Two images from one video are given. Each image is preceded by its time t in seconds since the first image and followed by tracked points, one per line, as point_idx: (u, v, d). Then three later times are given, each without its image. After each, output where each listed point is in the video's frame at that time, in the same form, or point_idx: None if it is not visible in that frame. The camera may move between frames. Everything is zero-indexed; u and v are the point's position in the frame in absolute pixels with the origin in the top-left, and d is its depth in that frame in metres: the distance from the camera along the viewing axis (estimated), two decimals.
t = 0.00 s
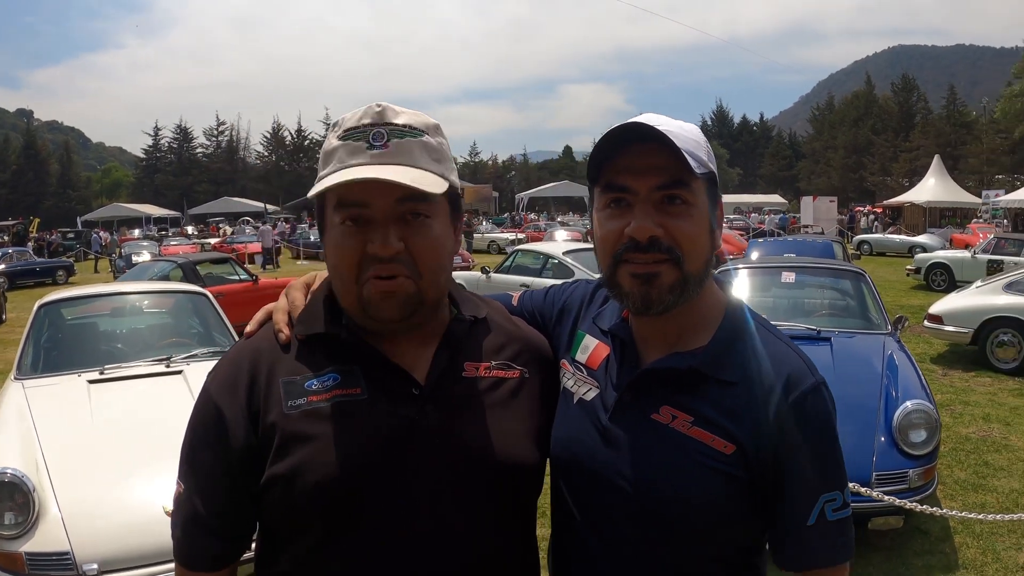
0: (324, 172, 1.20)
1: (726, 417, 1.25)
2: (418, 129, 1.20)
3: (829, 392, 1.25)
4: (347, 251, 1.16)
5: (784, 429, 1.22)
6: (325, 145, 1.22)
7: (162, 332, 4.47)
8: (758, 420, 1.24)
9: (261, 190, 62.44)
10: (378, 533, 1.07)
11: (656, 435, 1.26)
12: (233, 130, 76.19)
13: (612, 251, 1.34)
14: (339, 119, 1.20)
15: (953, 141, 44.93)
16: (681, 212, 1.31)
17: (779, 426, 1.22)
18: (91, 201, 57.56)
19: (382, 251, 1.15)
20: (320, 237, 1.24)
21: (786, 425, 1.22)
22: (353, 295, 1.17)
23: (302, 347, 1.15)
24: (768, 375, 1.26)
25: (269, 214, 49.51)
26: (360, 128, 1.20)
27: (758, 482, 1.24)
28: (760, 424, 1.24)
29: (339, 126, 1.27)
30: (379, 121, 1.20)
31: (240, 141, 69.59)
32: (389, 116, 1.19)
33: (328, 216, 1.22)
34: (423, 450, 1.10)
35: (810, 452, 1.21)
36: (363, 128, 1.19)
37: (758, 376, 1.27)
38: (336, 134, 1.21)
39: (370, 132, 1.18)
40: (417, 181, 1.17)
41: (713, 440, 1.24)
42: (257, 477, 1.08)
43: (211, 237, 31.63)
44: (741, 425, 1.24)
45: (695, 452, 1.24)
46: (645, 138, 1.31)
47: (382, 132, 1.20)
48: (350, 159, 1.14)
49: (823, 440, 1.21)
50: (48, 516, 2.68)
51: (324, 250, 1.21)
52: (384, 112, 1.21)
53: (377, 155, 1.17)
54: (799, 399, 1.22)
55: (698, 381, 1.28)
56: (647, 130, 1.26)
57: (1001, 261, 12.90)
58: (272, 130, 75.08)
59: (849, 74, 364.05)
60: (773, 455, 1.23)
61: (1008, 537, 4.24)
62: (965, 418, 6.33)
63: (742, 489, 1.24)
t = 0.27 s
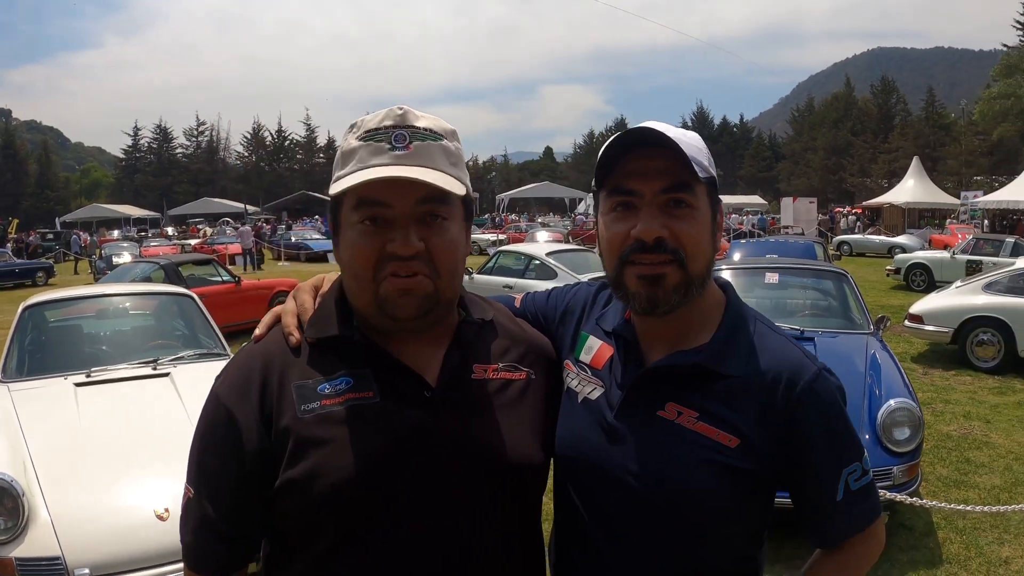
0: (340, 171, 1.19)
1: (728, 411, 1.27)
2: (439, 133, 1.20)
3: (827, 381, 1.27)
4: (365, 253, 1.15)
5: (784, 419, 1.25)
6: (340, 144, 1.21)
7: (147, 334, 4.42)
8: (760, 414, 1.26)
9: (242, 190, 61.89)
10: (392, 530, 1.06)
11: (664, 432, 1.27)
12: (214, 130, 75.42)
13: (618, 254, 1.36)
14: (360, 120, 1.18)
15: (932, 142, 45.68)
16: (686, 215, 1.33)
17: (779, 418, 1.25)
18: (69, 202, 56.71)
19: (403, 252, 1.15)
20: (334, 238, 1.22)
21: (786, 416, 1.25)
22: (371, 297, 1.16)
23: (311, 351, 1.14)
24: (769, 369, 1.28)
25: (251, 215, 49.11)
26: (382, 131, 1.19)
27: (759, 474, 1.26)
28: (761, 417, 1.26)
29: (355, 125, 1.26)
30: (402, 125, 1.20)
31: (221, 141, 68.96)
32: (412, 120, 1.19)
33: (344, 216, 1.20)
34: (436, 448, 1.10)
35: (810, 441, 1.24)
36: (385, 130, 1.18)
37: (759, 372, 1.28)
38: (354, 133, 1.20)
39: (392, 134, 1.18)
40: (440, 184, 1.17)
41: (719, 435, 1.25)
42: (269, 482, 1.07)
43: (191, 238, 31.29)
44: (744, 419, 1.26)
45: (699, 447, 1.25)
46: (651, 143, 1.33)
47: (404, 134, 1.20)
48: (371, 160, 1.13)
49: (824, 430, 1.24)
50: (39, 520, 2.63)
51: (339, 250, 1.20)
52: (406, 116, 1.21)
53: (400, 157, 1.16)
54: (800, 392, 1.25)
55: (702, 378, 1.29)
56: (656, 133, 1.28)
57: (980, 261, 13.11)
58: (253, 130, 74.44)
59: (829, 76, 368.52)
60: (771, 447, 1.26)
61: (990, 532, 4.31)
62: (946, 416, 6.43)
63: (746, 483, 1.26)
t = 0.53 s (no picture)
0: (365, 165, 1.23)
1: (740, 398, 1.29)
2: (462, 131, 1.25)
3: (832, 367, 1.32)
4: (389, 247, 1.19)
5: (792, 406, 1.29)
6: (363, 141, 1.25)
7: (130, 334, 4.37)
8: (770, 400, 1.29)
9: (220, 191, 61.17)
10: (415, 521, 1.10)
11: (676, 421, 1.29)
12: (191, 130, 74.46)
13: (634, 246, 1.40)
14: (383, 117, 1.22)
15: (907, 146, 46.55)
16: (698, 209, 1.38)
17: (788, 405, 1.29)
18: (43, 202, 55.68)
19: (427, 245, 1.19)
20: (358, 233, 1.25)
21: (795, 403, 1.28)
22: (396, 290, 1.20)
23: (333, 345, 1.16)
24: (778, 357, 1.31)
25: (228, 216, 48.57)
26: (406, 127, 1.23)
27: (769, 459, 1.30)
28: (770, 404, 1.30)
29: (377, 122, 1.30)
30: (425, 121, 1.24)
31: (199, 141, 68.13)
32: (434, 117, 1.23)
33: (367, 210, 1.23)
34: (457, 440, 1.13)
35: (814, 426, 1.29)
36: (409, 126, 1.22)
37: (768, 360, 1.31)
38: (380, 129, 1.24)
39: (416, 130, 1.22)
40: (465, 180, 1.22)
41: (730, 421, 1.28)
42: (293, 475, 1.08)
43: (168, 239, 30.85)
44: (754, 406, 1.29)
45: (712, 433, 1.28)
46: (663, 141, 1.40)
47: (428, 131, 1.23)
48: (397, 154, 1.17)
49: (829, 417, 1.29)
50: (28, 522, 2.59)
51: (364, 243, 1.23)
52: (429, 113, 1.25)
53: (425, 153, 1.20)
54: (807, 378, 1.29)
55: (713, 366, 1.32)
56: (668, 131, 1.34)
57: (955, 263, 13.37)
58: (231, 130, 73.63)
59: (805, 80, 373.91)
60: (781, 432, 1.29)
61: (970, 526, 4.41)
62: (925, 415, 6.55)
63: (757, 469, 1.28)
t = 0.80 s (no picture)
0: (376, 164, 1.27)
1: (738, 389, 1.33)
2: (470, 133, 1.30)
3: (823, 360, 1.37)
4: (399, 245, 1.24)
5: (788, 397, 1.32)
6: (375, 141, 1.30)
7: (111, 336, 4.30)
8: (766, 391, 1.33)
9: (196, 192, 60.40)
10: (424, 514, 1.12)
11: (678, 411, 1.32)
12: (167, 130, 73.45)
13: (636, 246, 1.43)
14: (396, 118, 1.28)
15: (883, 149, 47.36)
16: (698, 210, 1.42)
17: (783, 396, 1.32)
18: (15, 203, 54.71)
19: (435, 242, 1.23)
20: (369, 230, 1.30)
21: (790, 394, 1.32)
22: (406, 286, 1.24)
23: (344, 340, 1.18)
24: (774, 350, 1.35)
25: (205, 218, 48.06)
26: (416, 128, 1.28)
27: (767, 450, 1.33)
28: (767, 394, 1.33)
29: (388, 123, 1.35)
30: (435, 122, 1.29)
31: (175, 142, 67.36)
32: (445, 117, 1.28)
33: (379, 208, 1.28)
34: (466, 432, 1.16)
35: (806, 417, 1.33)
36: (419, 126, 1.28)
37: (763, 351, 1.35)
38: (391, 130, 1.28)
39: (426, 130, 1.26)
40: (474, 180, 1.28)
41: (727, 410, 1.31)
42: (306, 470, 1.10)
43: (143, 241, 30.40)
44: (752, 397, 1.32)
45: (711, 424, 1.31)
46: (665, 145, 1.44)
47: (437, 132, 1.29)
48: (407, 152, 1.23)
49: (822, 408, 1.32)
50: (14, 526, 2.55)
51: (375, 240, 1.27)
52: (439, 114, 1.30)
53: (433, 152, 1.26)
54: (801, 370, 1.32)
55: (711, 359, 1.35)
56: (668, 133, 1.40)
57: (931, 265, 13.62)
58: (208, 131, 72.76)
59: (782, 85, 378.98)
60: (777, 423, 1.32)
61: (949, 520, 4.51)
62: (903, 413, 6.68)
63: (755, 460, 1.32)
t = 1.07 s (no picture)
0: (375, 170, 1.30)
1: (727, 383, 1.37)
2: (467, 138, 1.33)
3: (807, 354, 1.41)
4: (398, 249, 1.27)
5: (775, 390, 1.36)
6: (374, 147, 1.32)
7: (94, 342, 4.26)
8: (754, 385, 1.37)
9: (174, 197, 59.73)
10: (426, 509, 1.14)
11: (667, 405, 1.36)
12: (144, 135, 72.65)
13: (627, 249, 1.46)
14: (394, 124, 1.30)
15: (859, 152, 48.14)
16: (687, 214, 1.46)
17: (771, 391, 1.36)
18: None
19: (433, 246, 1.27)
20: (368, 234, 1.32)
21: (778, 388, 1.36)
22: (404, 287, 1.27)
23: (343, 341, 1.21)
24: (760, 345, 1.39)
25: (183, 223, 47.58)
26: (414, 134, 1.31)
27: (754, 442, 1.37)
28: (754, 389, 1.37)
29: (387, 129, 1.38)
30: (433, 128, 1.31)
31: (152, 147, 66.62)
32: (443, 123, 1.30)
33: (377, 212, 1.31)
34: (465, 427, 1.19)
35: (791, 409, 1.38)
36: (417, 133, 1.30)
37: (750, 346, 1.39)
38: (390, 136, 1.31)
39: (424, 137, 1.29)
40: (471, 185, 1.31)
41: (716, 403, 1.35)
42: (309, 467, 1.12)
43: (120, 246, 30.01)
44: (740, 390, 1.36)
45: (701, 416, 1.34)
46: (654, 152, 1.48)
47: (435, 138, 1.31)
48: (407, 158, 1.26)
49: (807, 402, 1.36)
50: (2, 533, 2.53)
51: (374, 244, 1.30)
52: (437, 121, 1.33)
53: (432, 159, 1.29)
54: (787, 365, 1.36)
55: (701, 354, 1.39)
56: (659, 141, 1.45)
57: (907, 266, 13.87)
58: (186, 135, 72.03)
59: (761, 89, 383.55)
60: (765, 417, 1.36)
61: (930, 516, 4.60)
62: (882, 412, 6.80)
63: (745, 451, 1.36)
